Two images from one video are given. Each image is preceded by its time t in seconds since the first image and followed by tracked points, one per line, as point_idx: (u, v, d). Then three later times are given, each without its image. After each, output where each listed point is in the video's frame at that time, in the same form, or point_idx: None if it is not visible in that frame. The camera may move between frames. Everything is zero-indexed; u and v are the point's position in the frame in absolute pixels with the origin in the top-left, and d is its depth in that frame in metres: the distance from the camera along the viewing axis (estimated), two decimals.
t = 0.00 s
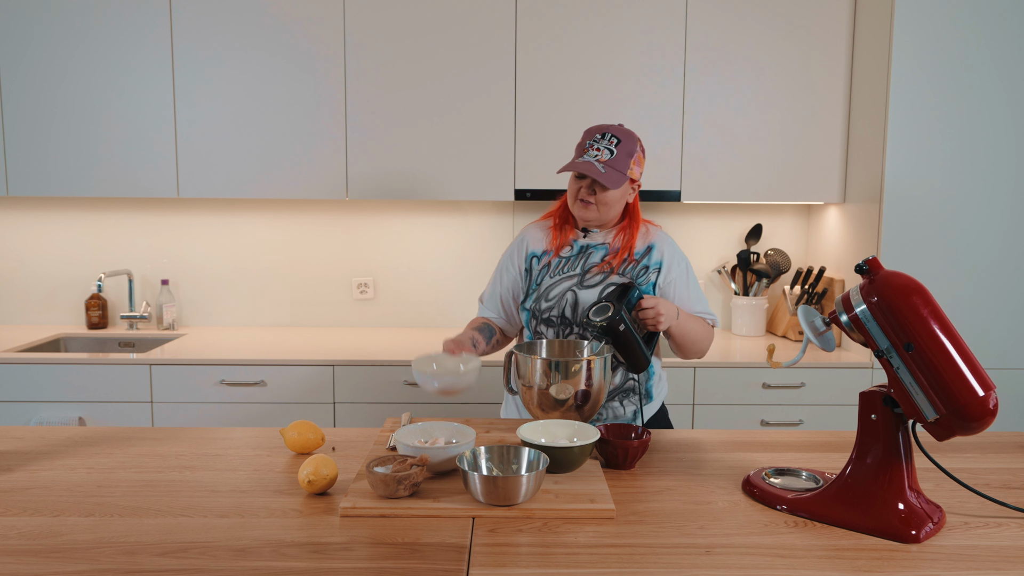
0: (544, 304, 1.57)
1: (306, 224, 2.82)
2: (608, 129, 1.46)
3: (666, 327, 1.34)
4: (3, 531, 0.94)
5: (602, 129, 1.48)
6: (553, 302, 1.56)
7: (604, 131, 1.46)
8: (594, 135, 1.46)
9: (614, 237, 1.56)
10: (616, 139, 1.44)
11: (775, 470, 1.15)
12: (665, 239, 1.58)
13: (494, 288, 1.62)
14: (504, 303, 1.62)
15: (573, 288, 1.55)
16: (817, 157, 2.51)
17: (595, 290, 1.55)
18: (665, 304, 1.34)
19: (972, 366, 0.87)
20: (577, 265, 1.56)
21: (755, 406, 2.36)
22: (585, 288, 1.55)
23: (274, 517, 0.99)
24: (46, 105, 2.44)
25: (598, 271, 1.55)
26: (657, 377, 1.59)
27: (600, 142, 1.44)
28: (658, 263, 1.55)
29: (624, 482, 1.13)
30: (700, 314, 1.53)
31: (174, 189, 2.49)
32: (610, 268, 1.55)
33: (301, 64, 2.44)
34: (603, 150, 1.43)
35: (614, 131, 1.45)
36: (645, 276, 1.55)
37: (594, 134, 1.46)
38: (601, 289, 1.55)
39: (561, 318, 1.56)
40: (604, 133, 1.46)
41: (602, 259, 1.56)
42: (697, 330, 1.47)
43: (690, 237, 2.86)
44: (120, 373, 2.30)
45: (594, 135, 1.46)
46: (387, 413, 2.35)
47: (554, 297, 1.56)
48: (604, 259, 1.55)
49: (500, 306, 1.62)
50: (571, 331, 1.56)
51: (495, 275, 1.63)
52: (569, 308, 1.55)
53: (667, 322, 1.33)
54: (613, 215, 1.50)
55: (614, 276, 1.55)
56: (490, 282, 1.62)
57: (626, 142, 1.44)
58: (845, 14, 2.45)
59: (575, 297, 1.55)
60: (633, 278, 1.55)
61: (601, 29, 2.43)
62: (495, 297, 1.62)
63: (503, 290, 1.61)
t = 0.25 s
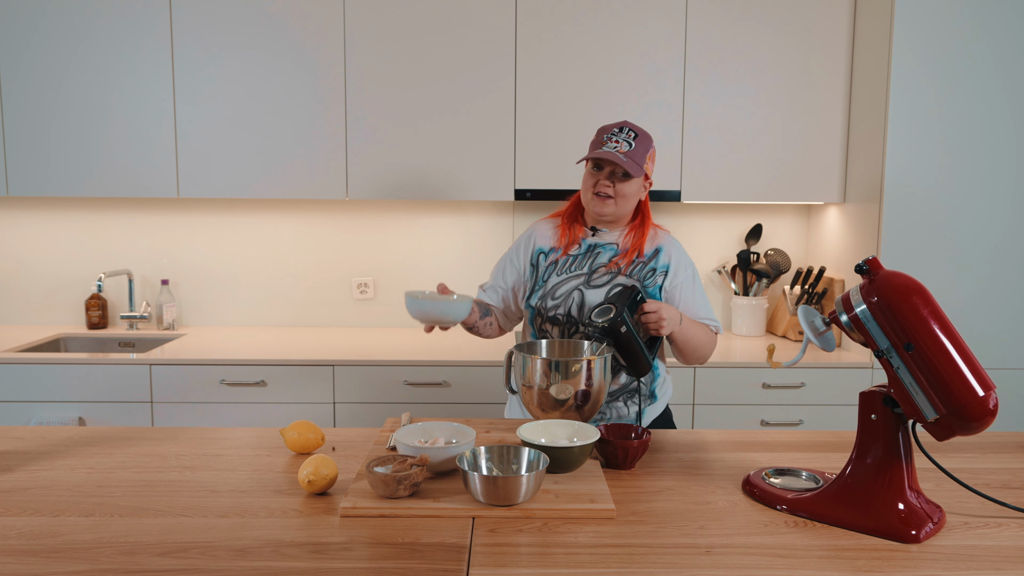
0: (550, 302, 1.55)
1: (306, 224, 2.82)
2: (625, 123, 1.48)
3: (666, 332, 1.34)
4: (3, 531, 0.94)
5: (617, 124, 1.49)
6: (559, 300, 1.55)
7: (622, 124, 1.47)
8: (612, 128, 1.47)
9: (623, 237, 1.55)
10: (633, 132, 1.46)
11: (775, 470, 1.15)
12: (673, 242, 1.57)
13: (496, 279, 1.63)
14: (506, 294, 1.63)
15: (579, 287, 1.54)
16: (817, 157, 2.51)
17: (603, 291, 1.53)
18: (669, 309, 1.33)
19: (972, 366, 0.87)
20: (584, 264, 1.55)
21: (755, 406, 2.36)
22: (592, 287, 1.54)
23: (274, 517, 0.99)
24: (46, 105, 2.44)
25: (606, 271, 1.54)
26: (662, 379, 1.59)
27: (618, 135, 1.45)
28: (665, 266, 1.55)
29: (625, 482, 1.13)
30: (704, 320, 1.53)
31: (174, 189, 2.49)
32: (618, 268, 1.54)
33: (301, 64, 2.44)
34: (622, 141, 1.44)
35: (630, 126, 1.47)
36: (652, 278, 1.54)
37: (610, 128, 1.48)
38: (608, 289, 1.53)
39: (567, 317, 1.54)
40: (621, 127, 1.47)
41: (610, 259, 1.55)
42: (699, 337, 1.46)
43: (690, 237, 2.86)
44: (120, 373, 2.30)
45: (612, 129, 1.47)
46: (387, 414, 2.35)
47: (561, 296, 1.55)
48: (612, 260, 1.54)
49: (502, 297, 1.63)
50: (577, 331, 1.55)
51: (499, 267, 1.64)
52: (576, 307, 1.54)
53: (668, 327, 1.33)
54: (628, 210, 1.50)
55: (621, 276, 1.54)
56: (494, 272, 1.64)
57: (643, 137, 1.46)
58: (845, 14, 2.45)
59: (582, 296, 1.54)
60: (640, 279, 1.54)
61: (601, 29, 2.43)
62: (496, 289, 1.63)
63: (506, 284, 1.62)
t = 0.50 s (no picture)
0: (554, 299, 1.55)
1: (306, 224, 2.82)
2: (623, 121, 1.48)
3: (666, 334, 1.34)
4: (3, 531, 0.94)
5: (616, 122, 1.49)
6: (563, 297, 1.55)
7: (619, 123, 1.48)
8: (610, 127, 1.48)
9: (627, 236, 1.56)
10: (631, 130, 1.46)
11: (775, 470, 1.15)
12: (678, 242, 1.57)
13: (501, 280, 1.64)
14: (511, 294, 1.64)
15: (584, 284, 1.54)
16: (817, 157, 2.51)
17: (606, 288, 1.53)
18: (669, 310, 1.33)
19: (972, 366, 0.87)
20: (589, 262, 1.55)
21: (755, 407, 2.36)
22: (596, 285, 1.54)
23: (274, 517, 0.99)
24: (46, 105, 2.44)
25: (610, 269, 1.54)
26: (664, 379, 1.59)
27: (617, 133, 1.45)
28: (669, 265, 1.54)
29: (625, 482, 1.13)
30: (707, 321, 1.52)
31: (174, 189, 2.49)
32: (622, 266, 1.54)
33: (301, 64, 2.44)
34: (621, 139, 1.44)
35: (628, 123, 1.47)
36: (656, 277, 1.54)
37: (609, 127, 1.48)
38: (611, 287, 1.53)
39: (571, 315, 1.54)
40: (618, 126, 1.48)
41: (614, 257, 1.54)
42: (699, 340, 1.46)
43: (690, 237, 2.86)
44: (120, 373, 2.30)
45: (610, 128, 1.48)
46: (387, 414, 2.35)
47: (565, 292, 1.55)
48: (616, 258, 1.54)
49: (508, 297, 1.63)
50: (580, 328, 1.54)
51: (503, 269, 1.65)
52: (579, 304, 1.54)
53: (669, 328, 1.33)
54: (631, 206, 1.50)
55: (626, 274, 1.53)
56: (498, 273, 1.64)
57: (642, 134, 1.46)
58: (844, 15, 2.45)
59: (586, 293, 1.54)
60: (645, 277, 1.54)
61: (601, 29, 2.43)
62: (501, 289, 1.63)
63: (511, 283, 1.63)
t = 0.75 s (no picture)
0: (554, 300, 1.56)
1: (306, 224, 2.82)
2: (610, 127, 1.44)
3: (666, 334, 1.34)
4: (3, 531, 0.94)
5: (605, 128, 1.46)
6: (563, 298, 1.56)
7: (607, 130, 1.44)
8: (597, 135, 1.45)
9: (627, 237, 1.56)
10: (620, 136, 1.42)
11: (775, 470, 1.15)
12: (678, 242, 1.57)
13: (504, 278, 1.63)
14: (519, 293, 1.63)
15: (584, 285, 1.54)
16: (817, 157, 2.51)
17: (607, 289, 1.53)
18: (668, 311, 1.33)
19: (972, 366, 0.87)
20: (589, 263, 1.55)
21: (755, 407, 2.36)
22: (597, 285, 1.54)
23: (274, 517, 0.99)
24: (46, 105, 2.44)
25: (611, 270, 1.54)
26: (664, 379, 1.59)
27: (605, 142, 1.43)
28: (669, 266, 1.54)
29: (625, 482, 1.13)
30: (706, 321, 1.51)
31: (174, 189, 2.49)
32: (623, 267, 1.54)
33: (301, 64, 2.44)
34: (609, 149, 1.42)
35: (617, 129, 1.44)
36: (657, 278, 1.54)
37: (599, 134, 1.45)
38: (612, 287, 1.53)
39: (571, 315, 1.55)
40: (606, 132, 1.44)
41: (615, 258, 1.55)
42: (699, 341, 1.46)
43: (690, 237, 2.86)
44: (120, 373, 2.30)
45: (598, 136, 1.45)
46: (387, 414, 2.35)
47: (565, 293, 1.55)
48: (616, 259, 1.54)
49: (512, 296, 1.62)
50: (580, 328, 1.55)
51: (506, 267, 1.64)
52: (580, 305, 1.54)
53: (668, 329, 1.33)
54: (629, 211, 1.48)
55: (626, 275, 1.54)
56: (501, 272, 1.63)
57: (631, 139, 1.42)
58: (844, 15, 2.45)
59: (587, 294, 1.54)
60: (645, 277, 1.54)
61: (601, 29, 2.43)
62: (508, 288, 1.62)
63: (515, 281, 1.63)
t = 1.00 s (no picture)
0: (555, 302, 1.57)
1: (306, 224, 2.82)
2: (609, 131, 1.41)
3: (665, 335, 1.34)
4: (3, 531, 0.94)
5: (603, 130, 1.42)
6: (564, 300, 1.56)
7: (606, 134, 1.41)
8: (596, 140, 1.41)
9: (627, 238, 1.55)
10: (619, 140, 1.39)
11: (775, 470, 1.15)
12: (679, 243, 1.56)
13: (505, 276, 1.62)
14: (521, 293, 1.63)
15: (585, 287, 1.55)
16: (817, 157, 2.51)
17: (607, 291, 1.54)
18: (668, 311, 1.33)
19: (972, 366, 0.87)
20: (590, 265, 1.55)
21: (755, 407, 2.36)
22: (597, 287, 1.55)
23: (274, 517, 0.99)
24: (46, 105, 2.44)
25: (611, 272, 1.55)
26: (664, 379, 1.59)
27: (604, 148, 1.39)
28: (669, 267, 1.54)
29: (625, 482, 1.13)
30: (706, 321, 1.51)
31: (174, 188, 2.49)
32: (623, 269, 1.54)
33: (301, 64, 2.44)
34: (609, 155, 1.39)
35: (615, 132, 1.40)
36: (657, 279, 1.54)
37: (598, 137, 1.41)
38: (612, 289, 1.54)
39: (572, 317, 1.55)
40: (605, 136, 1.41)
41: (615, 260, 1.55)
42: (699, 341, 1.46)
43: (690, 237, 2.86)
44: (120, 373, 2.30)
45: (597, 140, 1.41)
46: (387, 414, 2.35)
47: (565, 295, 1.56)
48: (617, 261, 1.55)
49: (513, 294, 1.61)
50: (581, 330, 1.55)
51: (507, 265, 1.63)
52: (580, 307, 1.55)
53: (668, 330, 1.33)
54: (629, 214, 1.47)
55: (627, 277, 1.54)
56: (502, 271, 1.62)
57: (630, 143, 1.39)
58: (844, 15, 2.45)
59: (587, 296, 1.55)
60: (645, 279, 1.54)
61: (601, 29, 2.43)
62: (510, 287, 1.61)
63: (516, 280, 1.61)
